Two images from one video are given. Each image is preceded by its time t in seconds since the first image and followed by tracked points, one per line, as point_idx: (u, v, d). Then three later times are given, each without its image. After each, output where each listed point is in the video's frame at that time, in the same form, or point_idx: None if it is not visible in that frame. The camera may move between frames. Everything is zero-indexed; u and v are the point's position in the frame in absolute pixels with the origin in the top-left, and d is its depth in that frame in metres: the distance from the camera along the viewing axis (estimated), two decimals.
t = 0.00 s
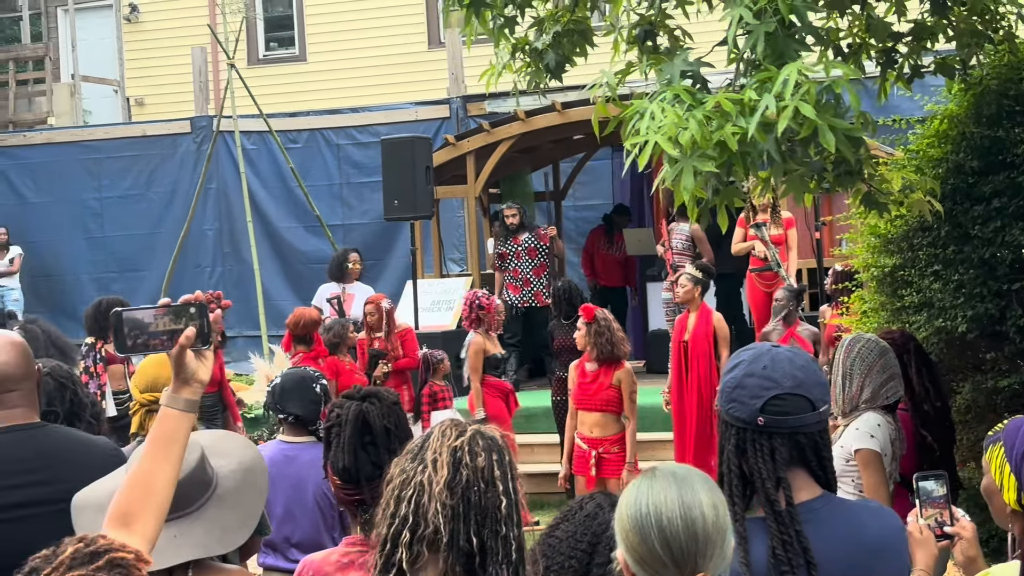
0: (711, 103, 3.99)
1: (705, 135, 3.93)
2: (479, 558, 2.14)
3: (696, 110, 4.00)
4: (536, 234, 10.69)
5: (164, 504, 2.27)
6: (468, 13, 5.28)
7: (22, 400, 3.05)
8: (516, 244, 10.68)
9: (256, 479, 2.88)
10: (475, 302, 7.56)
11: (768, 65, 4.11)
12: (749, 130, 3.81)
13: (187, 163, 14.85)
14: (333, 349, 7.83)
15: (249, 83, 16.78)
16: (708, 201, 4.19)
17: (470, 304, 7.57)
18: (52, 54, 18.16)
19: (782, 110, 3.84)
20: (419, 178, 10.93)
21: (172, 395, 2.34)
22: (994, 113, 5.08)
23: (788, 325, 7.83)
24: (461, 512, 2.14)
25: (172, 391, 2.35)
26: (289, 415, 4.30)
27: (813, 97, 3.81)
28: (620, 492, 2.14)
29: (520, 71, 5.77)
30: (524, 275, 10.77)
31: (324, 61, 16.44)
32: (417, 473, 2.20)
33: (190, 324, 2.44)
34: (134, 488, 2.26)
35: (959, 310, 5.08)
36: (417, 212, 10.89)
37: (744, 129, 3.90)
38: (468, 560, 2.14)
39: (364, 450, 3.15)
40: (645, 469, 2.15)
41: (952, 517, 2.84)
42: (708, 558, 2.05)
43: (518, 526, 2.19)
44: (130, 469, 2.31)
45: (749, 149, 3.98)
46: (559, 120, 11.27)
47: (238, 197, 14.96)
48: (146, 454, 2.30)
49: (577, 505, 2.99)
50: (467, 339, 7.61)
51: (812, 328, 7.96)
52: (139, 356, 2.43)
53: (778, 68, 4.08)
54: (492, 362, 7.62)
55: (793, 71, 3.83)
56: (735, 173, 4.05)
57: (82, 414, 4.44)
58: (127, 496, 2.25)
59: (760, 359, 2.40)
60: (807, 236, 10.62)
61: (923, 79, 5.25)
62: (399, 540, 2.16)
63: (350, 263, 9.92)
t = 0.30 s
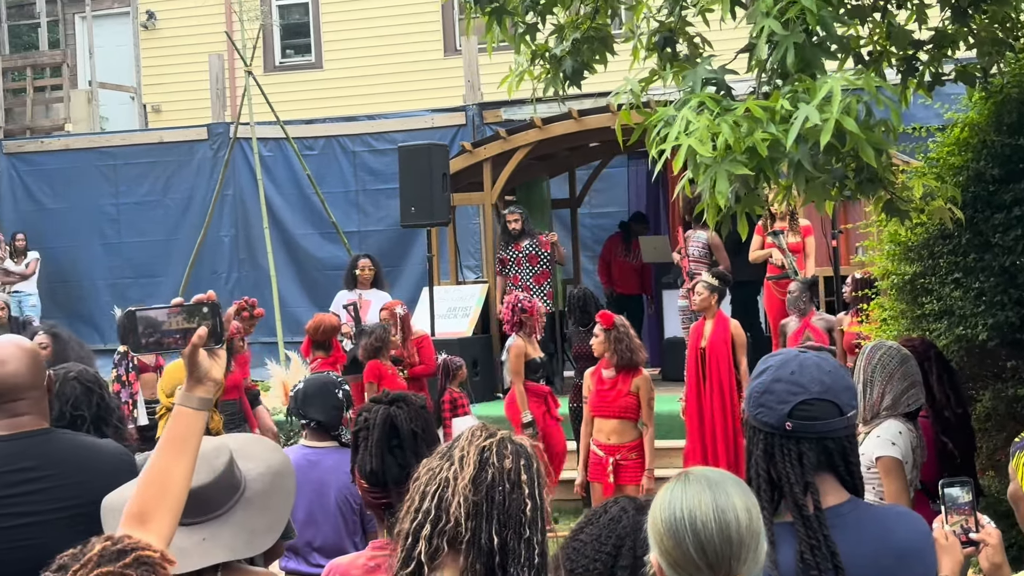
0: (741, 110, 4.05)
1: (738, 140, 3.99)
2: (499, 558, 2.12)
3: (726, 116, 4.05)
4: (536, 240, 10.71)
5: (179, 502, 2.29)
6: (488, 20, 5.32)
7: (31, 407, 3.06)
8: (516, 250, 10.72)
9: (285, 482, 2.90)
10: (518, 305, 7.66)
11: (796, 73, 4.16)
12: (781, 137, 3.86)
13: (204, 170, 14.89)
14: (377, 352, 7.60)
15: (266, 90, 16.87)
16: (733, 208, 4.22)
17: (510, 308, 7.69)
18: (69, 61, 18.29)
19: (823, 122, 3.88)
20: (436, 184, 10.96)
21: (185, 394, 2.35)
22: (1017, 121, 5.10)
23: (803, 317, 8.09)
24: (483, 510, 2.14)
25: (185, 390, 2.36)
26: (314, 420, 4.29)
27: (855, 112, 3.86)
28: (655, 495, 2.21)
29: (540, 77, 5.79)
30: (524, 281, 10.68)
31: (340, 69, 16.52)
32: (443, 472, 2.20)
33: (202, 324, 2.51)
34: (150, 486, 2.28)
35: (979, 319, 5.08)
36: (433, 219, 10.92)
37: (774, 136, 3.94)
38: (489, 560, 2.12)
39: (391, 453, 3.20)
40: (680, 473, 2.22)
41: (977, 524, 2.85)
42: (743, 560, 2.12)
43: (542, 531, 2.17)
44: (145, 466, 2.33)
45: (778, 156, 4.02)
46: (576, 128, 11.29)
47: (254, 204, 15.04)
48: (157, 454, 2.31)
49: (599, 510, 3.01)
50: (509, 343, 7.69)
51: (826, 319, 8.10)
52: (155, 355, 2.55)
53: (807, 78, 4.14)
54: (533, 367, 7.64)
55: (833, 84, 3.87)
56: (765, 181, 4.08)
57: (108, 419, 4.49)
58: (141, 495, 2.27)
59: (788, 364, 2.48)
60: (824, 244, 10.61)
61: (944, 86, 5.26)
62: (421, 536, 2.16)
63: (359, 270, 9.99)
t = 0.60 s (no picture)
0: (759, 117, 4.07)
1: (754, 146, 4.02)
2: (514, 561, 2.14)
3: (743, 123, 4.07)
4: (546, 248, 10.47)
5: (187, 499, 2.29)
6: (506, 26, 5.34)
7: (58, 412, 3.10)
8: (526, 256, 10.51)
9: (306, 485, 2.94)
10: (556, 313, 7.60)
11: (815, 81, 4.20)
12: (798, 145, 3.88)
13: (220, 174, 14.95)
14: (418, 358, 7.86)
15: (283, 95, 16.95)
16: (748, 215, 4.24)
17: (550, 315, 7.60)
18: (87, 66, 18.42)
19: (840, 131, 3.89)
20: (451, 190, 10.98)
21: (191, 391, 2.35)
22: None
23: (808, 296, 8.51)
24: (499, 513, 2.16)
25: (191, 388, 2.35)
26: (333, 426, 4.32)
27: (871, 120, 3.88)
28: (679, 500, 2.23)
29: (558, 83, 5.81)
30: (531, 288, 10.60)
31: (357, 74, 16.59)
32: (459, 474, 2.23)
33: (206, 322, 2.62)
34: (157, 483, 2.28)
35: (997, 326, 5.05)
36: (449, 224, 10.95)
37: (791, 143, 3.96)
38: (503, 562, 2.14)
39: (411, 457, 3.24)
40: (703, 478, 2.24)
41: (996, 530, 2.86)
42: (767, 565, 2.15)
43: (557, 536, 2.18)
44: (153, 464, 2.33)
45: (795, 163, 4.03)
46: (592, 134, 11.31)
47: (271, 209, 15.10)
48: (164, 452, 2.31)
49: (614, 515, 3.02)
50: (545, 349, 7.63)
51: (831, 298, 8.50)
52: (161, 353, 2.65)
53: (824, 85, 4.16)
54: (569, 374, 7.56)
55: (850, 93, 3.84)
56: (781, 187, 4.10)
57: (129, 422, 4.55)
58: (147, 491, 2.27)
59: (807, 370, 2.49)
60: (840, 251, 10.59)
61: (963, 94, 5.25)
62: (437, 537, 2.18)
63: (374, 275, 10.02)
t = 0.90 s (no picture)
0: (763, 119, 4.07)
1: (757, 149, 4.02)
2: (525, 562, 2.15)
3: (748, 126, 4.07)
4: (560, 252, 10.55)
5: (193, 500, 2.33)
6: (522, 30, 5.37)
7: (92, 411, 2.98)
8: (540, 257, 10.56)
9: (319, 485, 2.97)
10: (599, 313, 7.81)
11: (825, 83, 4.19)
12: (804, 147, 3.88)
13: (236, 176, 15.03)
14: (465, 358, 7.81)
15: (299, 98, 17.02)
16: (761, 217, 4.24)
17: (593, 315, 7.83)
18: (104, 68, 18.53)
19: (844, 132, 3.89)
20: (467, 192, 10.99)
21: (196, 396, 2.40)
22: None
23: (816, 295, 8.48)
24: (511, 514, 2.18)
25: (196, 393, 2.41)
26: (348, 428, 4.31)
27: (877, 121, 3.87)
28: (693, 503, 2.25)
29: (574, 87, 5.84)
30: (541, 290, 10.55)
31: (373, 77, 16.64)
32: (470, 475, 2.25)
33: (212, 328, 2.58)
34: (163, 484, 2.32)
35: (1012, 330, 5.05)
36: (465, 227, 10.96)
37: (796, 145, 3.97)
38: (514, 563, 2.15)
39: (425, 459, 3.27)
40: (719, 479, 2.26)
41: (1010, 534, 2.86)
42: (782, 567, 2.16)
43: (568, 539, 2.20)
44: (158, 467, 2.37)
45: (802, 165, 4.04)
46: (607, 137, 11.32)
47: (286, 211, 15.16)
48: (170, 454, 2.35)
49: (626, 520, 3.01)
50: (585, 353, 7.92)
51: (838, 296, 8.42)
52: (166, 360, 2.59)
53: (836, 88, 4.16)
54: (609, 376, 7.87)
55: (856, 93, 3.87)
56: (788, 189, 4.10)
57: (146, 422, 4.56)
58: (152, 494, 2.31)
59: (820, 373, 2.51)
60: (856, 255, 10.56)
61: (978, 98, 5.23)
62: (449, 538, 2.20)
63: (389, 278, 10.04)
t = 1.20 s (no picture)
0: (772, 120, 4.08)
1: (765, 150, 4.03)
2: (541, 568, 2.17)
3: (757, 127, 4.07)
4: (570, 252, 10.38)
5: (202, 505, 2.40)
6: (535, 32, 5.39)
7: (118, 407, 3.01)
8: (550, 259, 10.41)
9: (331, 486, 2.99)
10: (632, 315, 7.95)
11: (836, 86, 4.19)
12: (812, 148, 3.88)
13: (249, 178, 15.07)
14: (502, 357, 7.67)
15: (312, 100, 17.09)
16: (771, 220, 4.24)
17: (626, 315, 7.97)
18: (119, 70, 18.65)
19: (853, 133, 3.89)
20: (479, 195, 11.01)
21: (204, 404, 2.46)
22: None
23: (829, 297, 8.46)
24: (530, 520, 2.18)
25: (204, 401, 2.46)
26: (358, 429, 4.35)
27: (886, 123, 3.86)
28: (705, 505, 2.26)
29: (586, 90, 5.85)
30: (551, 293, 10.45)
31: (386, 79, 16.69)
32: (485, 480, 2.26)
33: (221, 337, 2.50)
34: (173, 490, 2.39)
35: None
36: (477, 229, 10.98)
37: (804, 146, 3.97)
38: (530, 568, 2.17)
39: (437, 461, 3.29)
40: (731, 482, 2.27)
41: (1020, 540, 2.86)
42: (793, 572, 2.17)
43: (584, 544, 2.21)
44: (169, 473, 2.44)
45: (809, 167, 4.02)
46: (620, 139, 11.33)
47: (299, 213, 15.21)
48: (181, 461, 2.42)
49: (636, 521, 3.02)
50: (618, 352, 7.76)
51: (853, 300, 8.40)
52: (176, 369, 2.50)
53: (847, 91, 4.16)
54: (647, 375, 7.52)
55: (865, 95, 3.87)
56: (797, 192, 4.09)
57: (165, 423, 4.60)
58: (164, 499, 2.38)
59: (830, 376, 2.51)
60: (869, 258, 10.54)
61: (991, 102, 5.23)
62: (463, 541, 2.21)
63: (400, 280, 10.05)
